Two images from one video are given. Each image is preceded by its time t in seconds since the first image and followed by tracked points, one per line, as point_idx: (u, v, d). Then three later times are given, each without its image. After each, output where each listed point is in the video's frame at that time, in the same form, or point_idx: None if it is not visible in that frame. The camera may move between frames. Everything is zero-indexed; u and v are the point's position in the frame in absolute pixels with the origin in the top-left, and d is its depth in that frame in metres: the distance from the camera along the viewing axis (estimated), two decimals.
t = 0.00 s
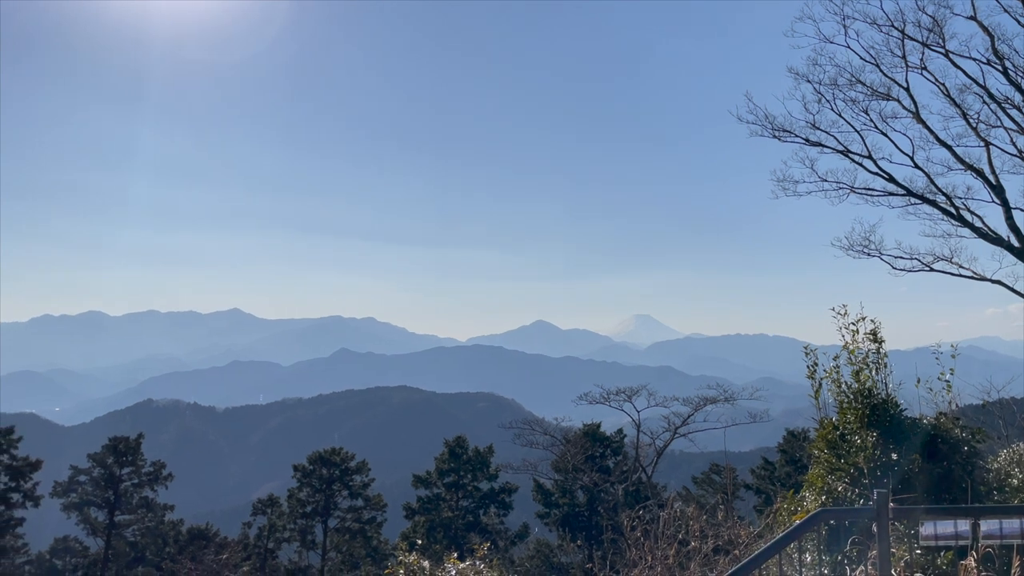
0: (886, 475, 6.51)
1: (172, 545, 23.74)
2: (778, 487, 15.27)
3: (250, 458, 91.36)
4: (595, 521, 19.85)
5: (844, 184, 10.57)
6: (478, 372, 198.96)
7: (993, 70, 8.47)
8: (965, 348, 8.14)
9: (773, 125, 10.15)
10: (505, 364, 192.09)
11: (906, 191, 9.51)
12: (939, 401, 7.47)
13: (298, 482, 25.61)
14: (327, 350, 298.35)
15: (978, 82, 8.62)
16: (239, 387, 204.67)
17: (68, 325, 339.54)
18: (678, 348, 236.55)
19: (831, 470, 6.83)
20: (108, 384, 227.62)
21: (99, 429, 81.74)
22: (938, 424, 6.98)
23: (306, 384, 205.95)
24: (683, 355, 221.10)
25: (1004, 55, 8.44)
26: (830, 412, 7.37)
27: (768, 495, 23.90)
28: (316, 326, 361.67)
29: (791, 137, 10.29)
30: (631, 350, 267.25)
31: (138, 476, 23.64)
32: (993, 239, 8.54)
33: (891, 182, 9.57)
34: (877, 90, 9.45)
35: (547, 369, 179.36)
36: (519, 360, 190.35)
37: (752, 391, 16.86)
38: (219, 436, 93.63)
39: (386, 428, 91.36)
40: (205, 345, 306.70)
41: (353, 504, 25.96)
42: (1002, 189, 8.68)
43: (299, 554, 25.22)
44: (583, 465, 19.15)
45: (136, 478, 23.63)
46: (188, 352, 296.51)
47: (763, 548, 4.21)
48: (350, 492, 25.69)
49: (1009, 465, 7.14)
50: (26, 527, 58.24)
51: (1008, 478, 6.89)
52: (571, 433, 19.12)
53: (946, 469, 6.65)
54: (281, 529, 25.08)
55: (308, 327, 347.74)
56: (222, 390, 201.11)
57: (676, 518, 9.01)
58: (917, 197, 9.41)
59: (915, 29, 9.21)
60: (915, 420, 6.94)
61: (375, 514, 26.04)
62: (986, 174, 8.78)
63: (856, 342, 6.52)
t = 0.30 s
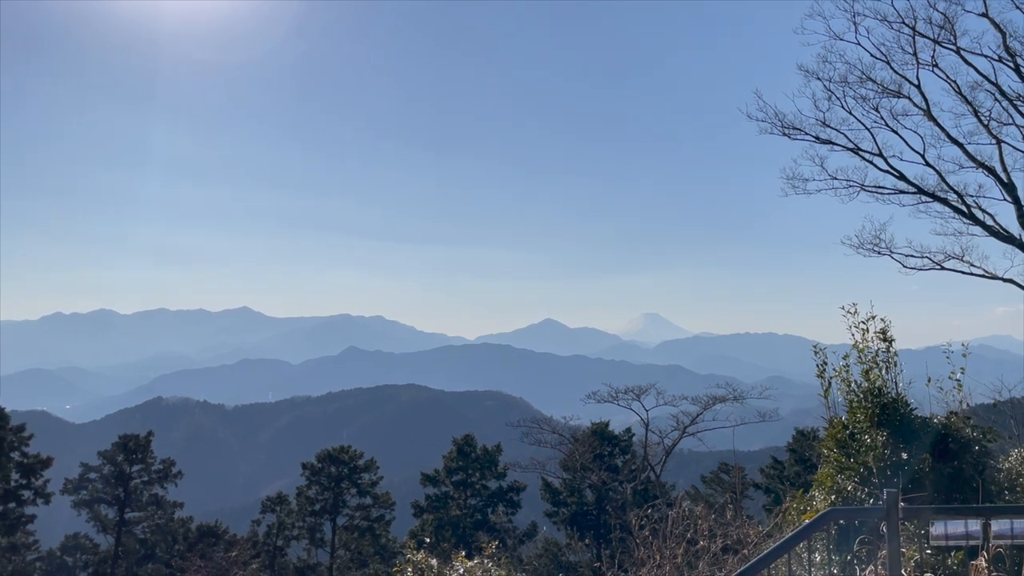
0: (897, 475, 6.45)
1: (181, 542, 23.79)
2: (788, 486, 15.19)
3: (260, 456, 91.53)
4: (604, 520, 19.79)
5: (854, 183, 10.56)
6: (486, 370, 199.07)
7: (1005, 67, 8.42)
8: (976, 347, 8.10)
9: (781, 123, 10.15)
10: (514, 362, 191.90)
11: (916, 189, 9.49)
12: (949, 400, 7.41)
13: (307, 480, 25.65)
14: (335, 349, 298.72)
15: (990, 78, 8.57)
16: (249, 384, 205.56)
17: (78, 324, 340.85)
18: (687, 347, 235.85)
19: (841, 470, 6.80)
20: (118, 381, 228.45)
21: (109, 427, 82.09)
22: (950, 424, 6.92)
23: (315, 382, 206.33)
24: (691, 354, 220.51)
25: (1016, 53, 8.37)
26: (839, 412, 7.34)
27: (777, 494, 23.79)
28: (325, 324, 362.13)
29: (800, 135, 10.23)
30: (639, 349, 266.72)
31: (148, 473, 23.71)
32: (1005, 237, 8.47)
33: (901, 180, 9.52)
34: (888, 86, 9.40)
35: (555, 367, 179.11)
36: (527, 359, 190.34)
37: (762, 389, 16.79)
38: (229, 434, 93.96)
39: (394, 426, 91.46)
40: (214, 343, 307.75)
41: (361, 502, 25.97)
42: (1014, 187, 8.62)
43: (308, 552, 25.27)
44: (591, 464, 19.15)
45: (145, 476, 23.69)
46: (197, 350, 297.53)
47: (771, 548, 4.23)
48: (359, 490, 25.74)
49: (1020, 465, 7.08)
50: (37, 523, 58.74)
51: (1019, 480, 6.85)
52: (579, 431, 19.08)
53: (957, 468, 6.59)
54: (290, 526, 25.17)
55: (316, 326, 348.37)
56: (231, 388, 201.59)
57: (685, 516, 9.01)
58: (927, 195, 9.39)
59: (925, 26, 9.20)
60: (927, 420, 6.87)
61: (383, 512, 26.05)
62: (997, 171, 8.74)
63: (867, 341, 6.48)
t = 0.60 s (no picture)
0: (909, 473, 6.44)
1: (193, 539, 23.89)
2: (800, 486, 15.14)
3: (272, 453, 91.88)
4: (614, 518, 19.77)
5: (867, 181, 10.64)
6: (496, 369, 199.12)
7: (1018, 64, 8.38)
8: (988, 346, 8.05)
9: (793, 120, 10.17)
10: (524, 360, 192.04)
11: (929, 186, 9.47)
12: (962, 399, 7.38)
13: (318, 477, 25.72)
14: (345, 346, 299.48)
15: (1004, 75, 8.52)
16: (260, 382, 206.28)
17: (91, 322, 343.05)
18: (697, 345, 235.28)
19: (853, 468, 6.77)
20: (130, 379, 229.75)
21: (122, 425, 82.56)
22: (963, 423, 6.88)
23: (325, 380, 206.93)
24: (702, 352, 219.85)
25: None
26: (851, 410, 7.34)
27: (788, 493, 23.71)
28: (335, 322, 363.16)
29: (811, 132, 10.22)
30: (649, 347, 266.29)
31: (159, 470, 23.86)
32: (1018, 234, 8.43)
33: (913, 176, 9.50)
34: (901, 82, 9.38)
35: (565, 365, 179.08)
36: (536, 357, 190.36)
37: (773, 387, 16.72)
38: (239, 431, 94.27)
39: (405, 424, 91.66)
40: (225, 341, 309.06)
41: (372, 500, 26.03)
42: None
43: (319, 549, 25.36)
44: (601, 462, 19.18)
45: (158, 473, 23.85)
46: (208, 348, 298.94)
47: (784, 547, 4.27)
48: (369, 487, 25.78)
49: None
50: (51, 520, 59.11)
51: None
52: (589, 430, 19.08)
53: (970, 467, 6.54)
54: (301, 523, 25.31)
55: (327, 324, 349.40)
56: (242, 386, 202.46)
57: (695, 515, 9.03)
58: (940, 192, 9.37)
59: (937, 24, 9.17)
60: (939, 418, 6.83)
61: (393, 509, 26.12)
62: (1010, 169, 8.71)
63: (878, 339, 6.48)
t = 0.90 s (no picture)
0: (926, 471, 6.39)
1: (211, 535, 24.06)
2: (817, 485, 15.07)
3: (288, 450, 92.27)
4: (630, 516, 19.71)
5: (884, 179, 10.58)
6: (510, 366, 199.42)
7: None
8: (1008, 344, 7.99)
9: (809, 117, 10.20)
10: (538, 358, 192.12)
11: (946, 183, 9.43)
12: (980, 397, 7.35)
13: (333, 474, 25.77)
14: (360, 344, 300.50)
15: None
16: (275, 379, 207.35)
17: (109, 319, 345.79)
18: (712, 343, 234.34)
19: (870, 467, 6.68)
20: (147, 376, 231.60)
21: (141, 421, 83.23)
22: (982, 421, 6.85)
23: (340, 377, 207.71)
24: (717, 350, 218.95)
25: None
26: (868, 408, 7.30)
27: (804, 491, 23.60)
28: (350, 320, 364.44)
29: (827, 129, 10.22)
30: (664, 345, 265.49)
31: (177, 467, 24.06)
32: None
33: (933, 172, 9.47)
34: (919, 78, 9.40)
35: (579, 362, 178.90)
36: (550, 355, 190.34)
37: (789, 385, 16.62)
38: (255, 428, 94.86)
39: (419, 421, 91.89)
40: (241, 338, 310.94)
41: (387, 496, 26.10)
42: None
43: (334, 545, 25.52)
44: (616, 460, 19.18)
45: (175, 469, 24.05)
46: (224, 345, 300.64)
47: (802, 544, 4.30)
48: (384, 484, 25.84)
49: None
50: (70, 516, 59.72)
51: None
52: (604, 427, 19.01)
53: (989, 465, 6.50)
54: (317, 519, 25.48)
55: (341, 321, 350.77)
56: (257, 383, 203.57)
57: (711, 513, 9.06)
58: (957, 189, 9.33)
59: (957, 17, 9.12)
60: (957, 415, 6.77)
61: (408, 506, 26.17)
62: None
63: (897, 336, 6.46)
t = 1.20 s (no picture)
0: (954, 468, 6.29)
1: (237, 529, 24.27)
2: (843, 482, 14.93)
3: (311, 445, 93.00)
4: (653, 513, 19.64)
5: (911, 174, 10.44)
6: (532, 363, 199.61)
7: None
8: None
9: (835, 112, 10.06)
10: (560, 354, 191.91)
11: (975, 177, 9.31)
12: (1009, 393, 7.24)
13: (357, 469, 25.95)
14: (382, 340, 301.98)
15: None
16: (299, 376, 209.01)
17: (136, 316, 350.36)
18: (735, 339, 232.87)
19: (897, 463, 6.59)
20: (173, 372, 234.47)
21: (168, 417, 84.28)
22: (1011, 417, 6.74)
23: (362, 373, 208.96)
24: (741, 347, 217.58)
25: None
26: (896, 405, 7.22)
27: (829, 488, 23.42)
28: (372, 317, 366.19)
29: (853, 123, 10.10)
30: (687, 341, 264.23)
31: (204, 461, 24.34)
32: None
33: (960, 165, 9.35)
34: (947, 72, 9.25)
35: (601, 359, 178.50)
36: (573, 351, 190.15)
37: (814, 381, 16.49)
38: (280, 423, 95.75)
39: (442, 418, 92.23)
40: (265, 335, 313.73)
41: (410, 492, 26.20)
42: None
43: (358, 540, 25.69)
44: (638, 457, 19.16)
45: (202, 464, 24.34)
46: (248, 341, 303.56)
47: (827, 543, 4.29)
48: (407, 479, 25.96)
49: None
50: (100, 510, 60.69)
51: None
52: (626, 424, 18.97)
53: (1019, 463, 6.38)
54: (341, 515, 25.72)
55: (364, 318, 352.69)
56: (281, 379, 205.40)
57: (736, 510, 9.01)
58: (987, 182, 9.21)
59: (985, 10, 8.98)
60: (984, 412, 6.69)
61: (431, 501, 26.28)
62: None
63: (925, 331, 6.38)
